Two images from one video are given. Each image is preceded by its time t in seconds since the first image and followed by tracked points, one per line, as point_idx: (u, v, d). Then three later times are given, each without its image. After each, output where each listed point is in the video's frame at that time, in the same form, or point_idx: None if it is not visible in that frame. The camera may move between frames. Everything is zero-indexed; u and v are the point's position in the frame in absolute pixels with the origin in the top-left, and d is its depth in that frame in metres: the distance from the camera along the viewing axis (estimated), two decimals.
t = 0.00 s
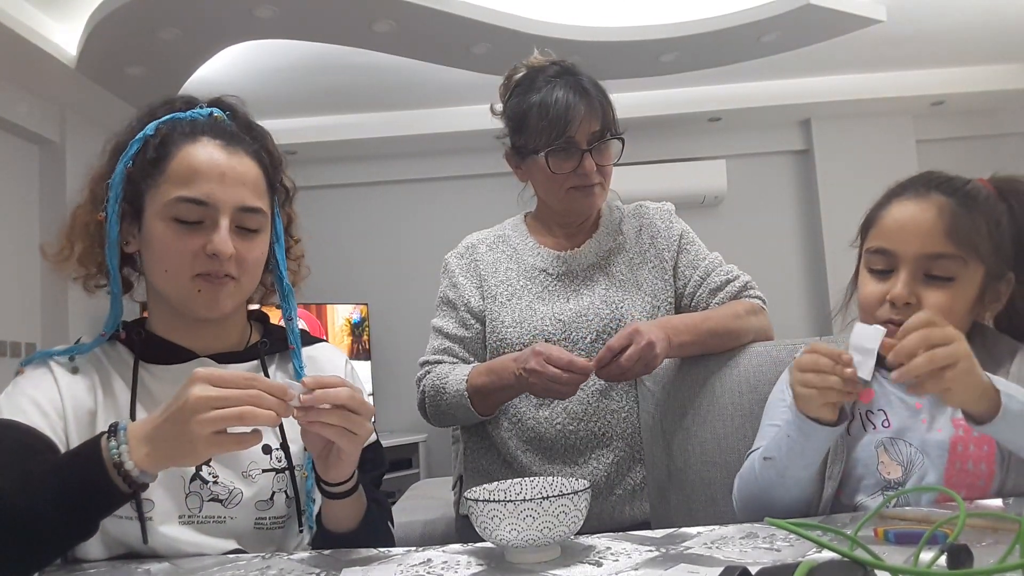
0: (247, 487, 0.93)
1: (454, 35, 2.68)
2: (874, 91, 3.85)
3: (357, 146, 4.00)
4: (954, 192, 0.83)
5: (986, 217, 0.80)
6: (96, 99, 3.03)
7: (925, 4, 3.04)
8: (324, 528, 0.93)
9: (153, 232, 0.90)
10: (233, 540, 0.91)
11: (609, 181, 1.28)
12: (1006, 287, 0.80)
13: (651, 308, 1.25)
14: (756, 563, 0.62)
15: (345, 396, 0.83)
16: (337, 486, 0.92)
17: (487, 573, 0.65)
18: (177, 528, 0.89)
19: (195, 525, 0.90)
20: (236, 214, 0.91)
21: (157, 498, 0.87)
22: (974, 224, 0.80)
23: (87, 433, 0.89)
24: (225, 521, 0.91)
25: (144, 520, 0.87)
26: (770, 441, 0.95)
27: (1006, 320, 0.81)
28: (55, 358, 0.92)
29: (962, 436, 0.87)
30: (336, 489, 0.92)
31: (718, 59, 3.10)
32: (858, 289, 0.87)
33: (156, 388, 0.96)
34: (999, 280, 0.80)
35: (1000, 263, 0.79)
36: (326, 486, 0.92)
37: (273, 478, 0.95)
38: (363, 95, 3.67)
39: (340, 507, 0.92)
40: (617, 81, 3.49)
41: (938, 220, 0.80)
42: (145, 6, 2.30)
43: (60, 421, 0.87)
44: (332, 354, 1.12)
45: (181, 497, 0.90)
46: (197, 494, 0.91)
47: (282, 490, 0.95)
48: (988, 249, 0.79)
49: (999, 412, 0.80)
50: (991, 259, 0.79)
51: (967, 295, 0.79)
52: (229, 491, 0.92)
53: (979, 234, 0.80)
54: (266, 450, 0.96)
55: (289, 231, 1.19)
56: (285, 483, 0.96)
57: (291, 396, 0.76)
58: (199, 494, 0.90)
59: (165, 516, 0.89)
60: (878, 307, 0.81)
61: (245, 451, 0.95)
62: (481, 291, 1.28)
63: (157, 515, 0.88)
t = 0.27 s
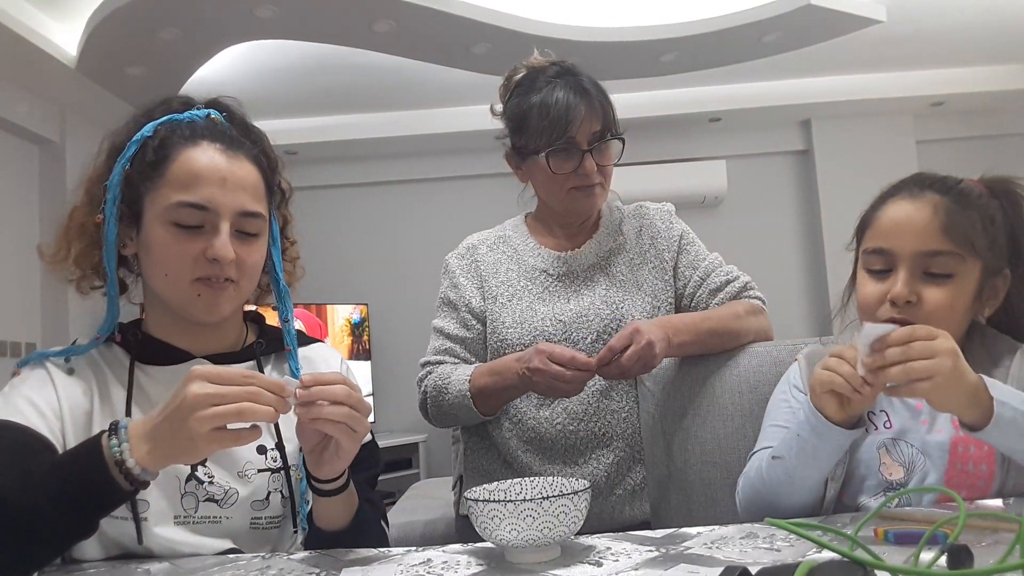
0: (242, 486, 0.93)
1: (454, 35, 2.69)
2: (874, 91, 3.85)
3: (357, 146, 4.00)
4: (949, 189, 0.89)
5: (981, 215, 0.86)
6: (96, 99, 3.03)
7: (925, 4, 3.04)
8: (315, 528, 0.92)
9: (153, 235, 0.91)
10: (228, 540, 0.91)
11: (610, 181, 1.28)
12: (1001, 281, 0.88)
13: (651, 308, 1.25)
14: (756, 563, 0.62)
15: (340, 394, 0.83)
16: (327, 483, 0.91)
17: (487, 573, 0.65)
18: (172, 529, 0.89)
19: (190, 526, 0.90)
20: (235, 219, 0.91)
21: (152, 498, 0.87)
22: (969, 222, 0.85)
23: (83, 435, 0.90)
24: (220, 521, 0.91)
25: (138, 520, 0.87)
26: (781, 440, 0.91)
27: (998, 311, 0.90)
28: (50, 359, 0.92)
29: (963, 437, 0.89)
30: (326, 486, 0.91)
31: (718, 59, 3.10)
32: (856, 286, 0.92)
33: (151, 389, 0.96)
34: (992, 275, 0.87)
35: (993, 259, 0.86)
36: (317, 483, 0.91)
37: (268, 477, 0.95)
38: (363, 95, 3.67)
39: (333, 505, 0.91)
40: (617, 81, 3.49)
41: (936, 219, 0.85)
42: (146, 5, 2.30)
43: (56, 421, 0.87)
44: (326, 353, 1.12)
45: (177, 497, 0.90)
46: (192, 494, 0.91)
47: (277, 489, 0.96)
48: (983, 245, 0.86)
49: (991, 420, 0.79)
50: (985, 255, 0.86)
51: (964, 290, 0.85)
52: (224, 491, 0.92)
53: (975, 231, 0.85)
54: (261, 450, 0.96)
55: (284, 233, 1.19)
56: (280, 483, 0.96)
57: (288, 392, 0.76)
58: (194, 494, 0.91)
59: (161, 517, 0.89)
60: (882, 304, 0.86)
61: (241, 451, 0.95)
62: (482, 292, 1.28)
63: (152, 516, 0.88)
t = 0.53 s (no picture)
0: (241, 485, 0.94)
1: (454, 35, 2.68)
2: (874, 91, 3.85)
3: (357, 146, 4.00)
4: (945, 196, 0.96)
5: (974, 220, 0.94)
6: (97, 99, 3.04)
7: (925, 4, 3.04)
8: (316, 530, 0.91)
9: (153, 238, 0.91)
10: (228, 539, 0.91)
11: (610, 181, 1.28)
12: (996, 283, 0.95)
13: (651, 308, 1.25)
14: (755, 563, 0.62)
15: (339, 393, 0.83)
16: (326, 481, 0.90)
17: (487, 573, 0.65)
18: (171, 528, 0.89)
19: (189, 525, 0.90)
20: (236, 221, 0.92)
21: (152, 498, 0.88)
22: (964, 229, 0.92)
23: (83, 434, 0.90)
24: (219, 520, 0.91)
25: (138, 520, 0.87)
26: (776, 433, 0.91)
27: (998, 311, 0.96)
28: (50, 360, 0.92)
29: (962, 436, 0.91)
30: (325, 484, 0.91)
31: (717, 59, 3.10)
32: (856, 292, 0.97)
33: (150, 388, 0.96)
34: (986, 279, 0.94)
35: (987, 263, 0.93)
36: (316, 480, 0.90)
37: (267, 476, 0.95)
38: (363, 95, 3.67)
39: (335, 501, 0.91)
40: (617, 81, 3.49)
41: (934, 227, 0.92)
42: (146, 6, 2.30)
43: (55, 421, 0.87)
44: (326, 352, 1.12)
45: (176, 497, 0.90)
46: (191, 493, 0.91)
47: (277, 488, 0.96)
48: (978, 250, 0.93)
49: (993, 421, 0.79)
50: (981, 259, 0.93)
51: (964, 293, 0.91)
52: (224, 490, 0.92)
53: (970, 237, 0.92)
54: (260, 449, 0.96)
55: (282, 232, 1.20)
56: (280, 482, 0.96)
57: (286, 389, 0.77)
58: (194, 493, 0.91)
59: (160, 517, 0.89)
60: (884, 310, 0.91)
61: (239, 450, 0.95)
62: (482, 292, 1.28)
63: (152, 515, 0.89)
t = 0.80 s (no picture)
0: (241, 485, 0.93)
1: (454, 35, 2.68)
2: (874, 92, 3.85)
3: (357, 146, 4.00)
4: (943, 196, 0.96)
5: (972, 219, 0.94)
6: (97, 99, 3.04)
7: (925, 4, 3.04)
8: (313, 527, 0.92)
9: (180, 236, 0.92)
10: (227, 538, 0.91)
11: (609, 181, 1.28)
12: (995, 280, 0.96)
13: (651, 307, 1.25)
14: (755, 563, 0.62)
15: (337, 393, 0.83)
16: (321, 485, 0.90)
17: (487, 573, 0.65)
18: (171, 527, 0.89)
19: (189, 525, 0.90)
20: (260, 213, 0.94)
21: (151, 499, 0.87)
22: (963, 229, 0.93)
23: (79, 436, 0.90)
24: (218, 519, 0.91)
25: (137, 520, 0.87)
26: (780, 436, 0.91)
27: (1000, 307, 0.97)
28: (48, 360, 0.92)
29: (964, 436, 0.91)
30: (322, 487, 0.90)
31: (717, 59, 3.10)
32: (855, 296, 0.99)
33: (149, 387, 0.96)
34: (985, 277, 0.94)
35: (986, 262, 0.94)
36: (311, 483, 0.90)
37: (267, 475, 0.95)
38: (363, 95, 3.67)
39: (329, 505, 0.91)
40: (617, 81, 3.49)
41: (931, 229, 0.93)
42: (146, 6, 2.30)
43: (54, 420, 0.87)
44: (325, 351, 1.12)
45: (175, 496, 0.90)
46: (191, 492, 0.91)
47: (277, 487, 0.95)
48: (977, 249, 0.93)
49: (1010, 416, 0.79)
50: (980, 259, 0.93)
51: (966, 293, 0.91)
52: (223, 489, 0.92)
53: (969, 237, 0.93)
54: (260, 448, 0.96)
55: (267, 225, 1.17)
56: (280, 480, 0.96)
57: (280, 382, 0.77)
58: (193, 493, 0.91)
59: (159, 516, 0.89)
60: (885, 314, 0.92)
61: (239, 449, 0.95)
62: (482, 292, 1.28)
63: (151, 515, 0.89)
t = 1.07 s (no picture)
0: (243, 484, 0.94)
1: (454, 34, 2.68)
2: (873, 92, 3.85)
3: (356, 146, 4.00)
4: (941, 196, 0.96)
5: (970, 219, 0.94)
6: (97, 100, 3.04)
7: (924, 4, 3.04)
8: (325, 521, 0.93)
9: (198, 236, 0.93)
10: (231, 537, 0.91)
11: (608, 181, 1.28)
12: (993, 280, 0.96)
13: (650, 307, 1.24)
14: (755, 563, 0.62)
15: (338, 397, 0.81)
16: (340, 482, 0.91)
17: (487, 573, 0.65)
18: (174, 527, 0.89)
19: (192, 524, 0.90)
20: (270, 211, 0.97)
21: (155, 499, 0.87)
22: (961, 230, 0.92)
23: (81, 438, 0.90)
24: (221, 518, 0.91)
25: (141, 520, 0.87)
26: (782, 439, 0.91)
27: (1000, 307, 0.96)
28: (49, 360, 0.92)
29: (965, 436, 0.91)
30: (341, 483, 0.92)
31: (717, 59, 3.10)
32: (854, 299, 0.99)
33: (151, 387, 0.96)
34: (984, 278, 0.94)
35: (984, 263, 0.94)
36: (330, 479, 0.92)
37: (269, 474, 0.95)
38: (363, 96, 3.67)
39: (346, 501, 0.92)
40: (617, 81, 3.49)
41: (929, 231, 0.92)
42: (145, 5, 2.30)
43: (56, 421, 0.87)
44: (324, 350, 1.12)
45: (178, 496, 0.90)
46: (194, 492, 0.91)
47: (279, 485, 0.96)
48: (976, 251, 0.93)
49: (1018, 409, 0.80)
50: (978, 260, 0.93)
51: (964, 295, 0.92)
52: (226, 488, 0.92)
53: (967, 238, 0.93)
54: (262, 447, 0.96)
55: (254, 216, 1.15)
56: (282, 479, 0.96)
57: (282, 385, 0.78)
58: (196, 492, 0.91)
59: (162, 515, 0.89)
60: (884, 318, 0.93)
61: (241, 448, 0.95)
62: (481, 291, 1.28)
63: (154, 514, 0.88)
